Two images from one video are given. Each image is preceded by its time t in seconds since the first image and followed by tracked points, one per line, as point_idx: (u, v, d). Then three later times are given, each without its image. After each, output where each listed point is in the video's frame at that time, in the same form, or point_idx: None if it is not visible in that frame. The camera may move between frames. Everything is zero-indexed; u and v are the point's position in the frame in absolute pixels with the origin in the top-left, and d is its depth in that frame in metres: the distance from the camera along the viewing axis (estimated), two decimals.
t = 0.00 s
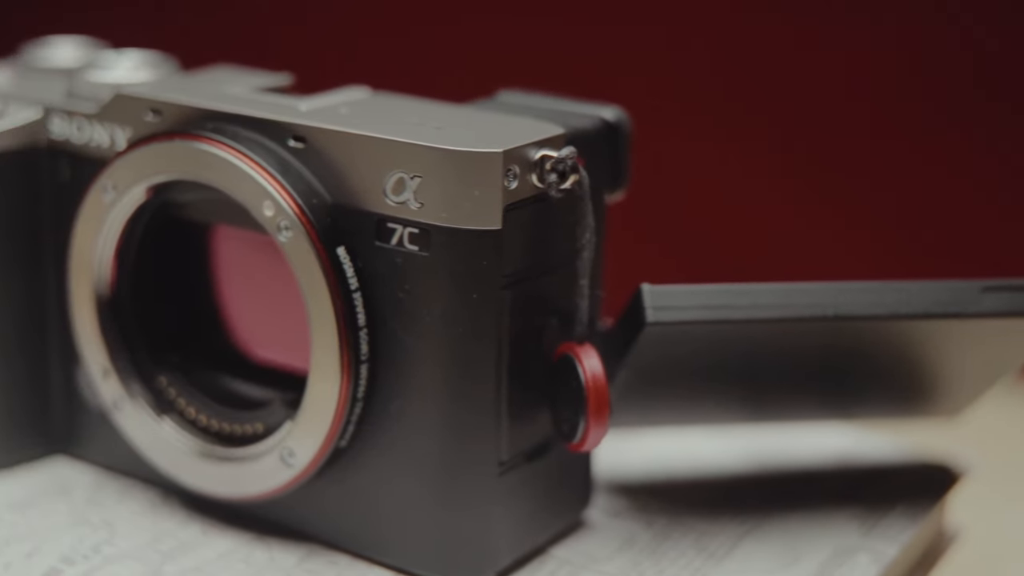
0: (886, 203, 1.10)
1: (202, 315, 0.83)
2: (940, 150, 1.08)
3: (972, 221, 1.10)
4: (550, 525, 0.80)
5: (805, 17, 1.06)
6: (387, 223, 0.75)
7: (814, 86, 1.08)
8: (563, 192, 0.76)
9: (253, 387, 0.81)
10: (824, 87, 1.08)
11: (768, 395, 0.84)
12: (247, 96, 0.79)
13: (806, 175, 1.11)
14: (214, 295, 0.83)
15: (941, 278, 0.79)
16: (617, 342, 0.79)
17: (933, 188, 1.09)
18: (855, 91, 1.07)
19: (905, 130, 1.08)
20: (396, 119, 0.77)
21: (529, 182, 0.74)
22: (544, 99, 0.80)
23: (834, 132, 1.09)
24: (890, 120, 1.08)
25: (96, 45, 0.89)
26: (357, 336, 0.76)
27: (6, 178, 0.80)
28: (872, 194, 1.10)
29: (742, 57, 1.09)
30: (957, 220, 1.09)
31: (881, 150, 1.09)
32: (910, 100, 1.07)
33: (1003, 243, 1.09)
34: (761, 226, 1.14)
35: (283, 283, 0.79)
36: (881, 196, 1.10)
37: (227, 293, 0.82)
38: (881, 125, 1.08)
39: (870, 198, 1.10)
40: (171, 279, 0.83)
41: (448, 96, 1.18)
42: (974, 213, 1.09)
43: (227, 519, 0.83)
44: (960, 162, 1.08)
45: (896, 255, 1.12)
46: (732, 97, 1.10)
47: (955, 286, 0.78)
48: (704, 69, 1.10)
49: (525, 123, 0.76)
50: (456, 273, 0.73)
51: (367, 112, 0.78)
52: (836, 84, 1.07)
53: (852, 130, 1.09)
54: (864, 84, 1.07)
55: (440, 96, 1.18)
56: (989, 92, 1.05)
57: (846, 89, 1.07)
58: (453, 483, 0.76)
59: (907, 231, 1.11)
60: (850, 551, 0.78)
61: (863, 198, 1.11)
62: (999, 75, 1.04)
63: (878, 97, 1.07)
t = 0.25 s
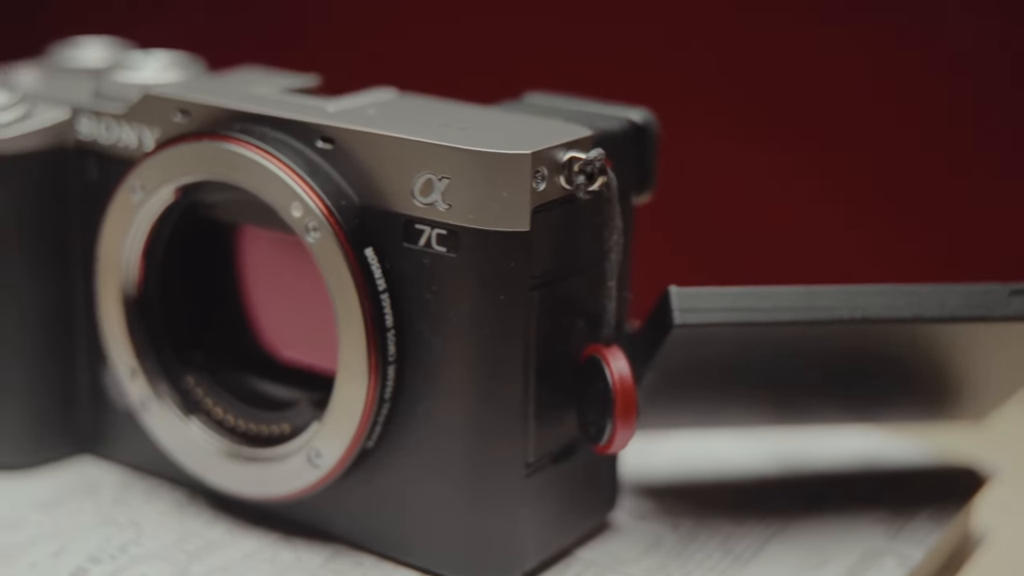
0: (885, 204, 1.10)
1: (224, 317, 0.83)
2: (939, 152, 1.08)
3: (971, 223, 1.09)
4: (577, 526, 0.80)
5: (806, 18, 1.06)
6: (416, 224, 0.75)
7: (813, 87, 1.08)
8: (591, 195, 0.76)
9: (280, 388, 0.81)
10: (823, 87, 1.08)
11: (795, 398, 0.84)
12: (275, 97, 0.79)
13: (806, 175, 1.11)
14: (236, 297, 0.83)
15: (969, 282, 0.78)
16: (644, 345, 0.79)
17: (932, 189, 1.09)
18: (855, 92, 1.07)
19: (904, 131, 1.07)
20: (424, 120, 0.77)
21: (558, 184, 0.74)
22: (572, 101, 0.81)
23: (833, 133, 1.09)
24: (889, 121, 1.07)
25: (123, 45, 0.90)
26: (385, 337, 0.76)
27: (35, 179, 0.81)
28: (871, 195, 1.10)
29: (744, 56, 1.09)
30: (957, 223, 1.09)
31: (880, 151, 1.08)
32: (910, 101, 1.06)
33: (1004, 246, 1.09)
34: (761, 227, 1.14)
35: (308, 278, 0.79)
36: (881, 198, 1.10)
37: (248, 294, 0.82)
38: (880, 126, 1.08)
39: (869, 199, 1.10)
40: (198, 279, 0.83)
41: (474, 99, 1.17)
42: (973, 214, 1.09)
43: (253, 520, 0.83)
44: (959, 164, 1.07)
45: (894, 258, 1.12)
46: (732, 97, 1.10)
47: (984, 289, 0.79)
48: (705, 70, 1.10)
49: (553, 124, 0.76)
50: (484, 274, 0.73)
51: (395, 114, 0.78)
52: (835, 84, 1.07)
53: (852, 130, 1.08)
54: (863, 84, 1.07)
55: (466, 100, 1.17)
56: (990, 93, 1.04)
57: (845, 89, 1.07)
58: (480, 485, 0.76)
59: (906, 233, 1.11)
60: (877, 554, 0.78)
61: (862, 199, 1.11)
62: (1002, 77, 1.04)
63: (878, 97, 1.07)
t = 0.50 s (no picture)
0: (886, 207, 1.05)
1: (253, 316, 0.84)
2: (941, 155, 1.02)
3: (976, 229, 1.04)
4: (606, 528, 0.80)
5: (805, 16, 1.02)
6: (446, 225, 0.75)
7: (812, 86, 1.04)
8: (622, 197, 0.76)
9: (308, 388, 0.81)
10: (822, 86, 1.04)
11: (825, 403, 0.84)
12: (306, 98, 0.79)
13: (806, 175, 1.07)
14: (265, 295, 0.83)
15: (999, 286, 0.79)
16: (673, 347, 0.79)
17: (933, 191, 1.04)
18: (854, 92, 1.03)
19: (905, 132, 1.03)
20: (455, 121, 0.77)
21: (589, 186, 0.73)
22: (602, 103, 0.81)
23: (833, 133, 1.05)
24: (889, 121, 1.03)
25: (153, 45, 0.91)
26: (415, 338, 0.76)
27: (65, 180, 0.81)
28: (872, 198, 1.05)
29: (743, 55, 1.05)
30: (961, 231, 1.04)
31: (880, 152, 1.04)
32: (910, 101, 1.02)
33: (1008, 253, 1.03)
34: (761, 228, 1.10)
35: (335, 280, 0.79)
36: (882, 200, 1.05)
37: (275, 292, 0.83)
38: (881, 127, 1.03)
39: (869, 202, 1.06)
40: (227, 281, 0.83)
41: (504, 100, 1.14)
42: (975, 219, 1.03)
43: (281, 521, 0.83)
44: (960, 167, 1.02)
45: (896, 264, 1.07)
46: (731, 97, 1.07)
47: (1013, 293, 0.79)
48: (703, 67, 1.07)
49: (584, 126, 0.76)
50: (515, 276, 0.73)
51: (426, 115, 0.78)
52: (834, 83, 1.03)
53: (852, 131, 1.04)
54: (862, 83, 1.02)
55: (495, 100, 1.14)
56: (992, 96, 0.99)
57: (843, 89, 1.03)
58: (509, 486, 0.76)
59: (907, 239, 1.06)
60: (906, 558, 0.78)
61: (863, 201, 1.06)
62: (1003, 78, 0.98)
63: (876, 97, 1.02)
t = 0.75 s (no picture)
0: (886, 207, 1.06)
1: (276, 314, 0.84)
2: (941, 155, 1.03)
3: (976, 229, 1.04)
4: (631, 530, 0.80)
5: (805, 16, 1.03)
6: (474, 227, 0.75)
7: (813, 86, 1.04)
8: (649, 199, 0.76)
9: (333, 388, 0.82)
10: (823, 86, 1.04)
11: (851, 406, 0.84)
12: (333, 99, 0.80)
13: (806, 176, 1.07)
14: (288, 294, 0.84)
15: None
16: (699, 349, 0.79)
17: (932, 191, 1.04)
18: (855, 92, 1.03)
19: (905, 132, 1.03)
20: (483, 123, 0.77)
21: (616, 188, 0.73)
22: (630, 105, 0.81)
23: (833, 133, 1.05)
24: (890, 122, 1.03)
25: (180, 46, 0.91)
26: (442, 340, 0.76)
27: (93, 180, 0.81)
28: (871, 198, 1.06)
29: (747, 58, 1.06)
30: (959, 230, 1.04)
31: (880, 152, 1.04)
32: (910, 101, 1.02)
33: (1006, 253, 1.03)
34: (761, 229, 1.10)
35: (362, 281, 0.79)
36: (881, 200, 1.06)
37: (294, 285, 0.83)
38: (881, 127, 1.04)
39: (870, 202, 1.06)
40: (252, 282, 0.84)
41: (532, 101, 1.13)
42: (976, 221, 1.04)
43: (307, 522, 0.83)
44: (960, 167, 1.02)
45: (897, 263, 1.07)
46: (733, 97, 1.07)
47: None
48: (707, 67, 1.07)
49: (612, 128, 0.76)
50: (543, 278, 0.73)
51: (454, 116, 0.78)
52: (835, 83, 1.03)
53: (853, 132, 1.05)
54: (863, 84, 1.03)
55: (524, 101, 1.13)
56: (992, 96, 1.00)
57: (844, 89, 1.03)
58: (535, 488, 0.76)
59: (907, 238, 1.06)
60: (932, 561, 0.78)
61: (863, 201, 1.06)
62: (1000, 79, 0.99)
63: (877, 97, 1.03)
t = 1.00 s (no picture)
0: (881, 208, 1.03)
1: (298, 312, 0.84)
2: (941, 154, 0.99)
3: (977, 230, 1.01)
4: (653, 531, 0.80)
5: (806, 15, 1.00)
6: (497, 228, 0.75)
7: (810, 84, 1.01)
8: (672, 200, 0.75)
9: (355, 388, 0.82)
10: (819, 84, 1.01)
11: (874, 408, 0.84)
12: (356, 100, 0.80)
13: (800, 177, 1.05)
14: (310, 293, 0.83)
15: None
16: (722, 351, 0.79)
17: (929, 192, 1.01)
18: (851, 90, 1.00)
19: (902, 131, 1.00)
20: (507, 124, 0.77)
21: (640, 190, 0.73)
22: (653, 107, 0.81)
23: (833, 133, 1.02)
24: (888, 120, 1.00)
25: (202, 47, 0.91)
26: (465, 341, 0.76)
27: (116, 180, 0.81)
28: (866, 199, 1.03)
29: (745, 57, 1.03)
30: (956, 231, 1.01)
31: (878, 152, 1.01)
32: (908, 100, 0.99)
33: (1004, 254, 1.00)
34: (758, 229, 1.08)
35: (384, 281, 0.79)
36: (877, 202, 1.03)
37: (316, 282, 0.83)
38: (880, 127, 1.00)
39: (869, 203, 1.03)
40: (274, 282, 0.84)
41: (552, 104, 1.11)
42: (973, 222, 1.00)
43: (328, 522, 0.83)
44: (960, 168, 0.99)
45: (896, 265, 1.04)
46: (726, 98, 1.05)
47: None
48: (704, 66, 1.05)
49: (636, 129, 0.76)
50: (567, 279, 0.73)
51: (478, 118, 0.78)
52: (832, 81, 1.00)
53: (851, 131, 1.02)
54: (860, 82, 1.00)
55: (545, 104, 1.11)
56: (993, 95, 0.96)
57: (841, 87, 1.00)
58: (556, 490, 0.76)
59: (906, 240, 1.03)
60: (954, 564, 0.78)
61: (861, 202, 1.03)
62: (1001, 78, 0.95)
63: (874, 95, 1.00)
